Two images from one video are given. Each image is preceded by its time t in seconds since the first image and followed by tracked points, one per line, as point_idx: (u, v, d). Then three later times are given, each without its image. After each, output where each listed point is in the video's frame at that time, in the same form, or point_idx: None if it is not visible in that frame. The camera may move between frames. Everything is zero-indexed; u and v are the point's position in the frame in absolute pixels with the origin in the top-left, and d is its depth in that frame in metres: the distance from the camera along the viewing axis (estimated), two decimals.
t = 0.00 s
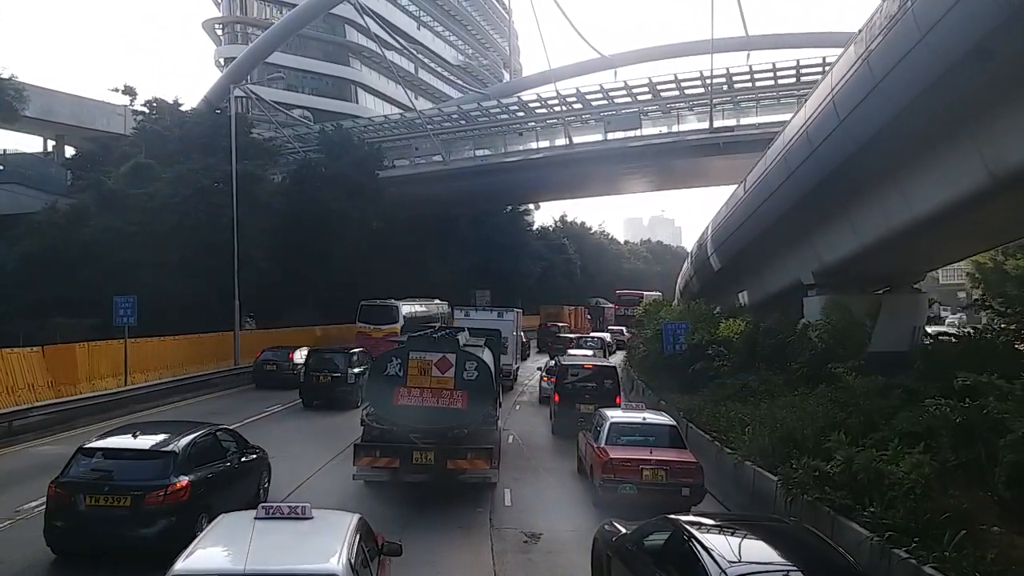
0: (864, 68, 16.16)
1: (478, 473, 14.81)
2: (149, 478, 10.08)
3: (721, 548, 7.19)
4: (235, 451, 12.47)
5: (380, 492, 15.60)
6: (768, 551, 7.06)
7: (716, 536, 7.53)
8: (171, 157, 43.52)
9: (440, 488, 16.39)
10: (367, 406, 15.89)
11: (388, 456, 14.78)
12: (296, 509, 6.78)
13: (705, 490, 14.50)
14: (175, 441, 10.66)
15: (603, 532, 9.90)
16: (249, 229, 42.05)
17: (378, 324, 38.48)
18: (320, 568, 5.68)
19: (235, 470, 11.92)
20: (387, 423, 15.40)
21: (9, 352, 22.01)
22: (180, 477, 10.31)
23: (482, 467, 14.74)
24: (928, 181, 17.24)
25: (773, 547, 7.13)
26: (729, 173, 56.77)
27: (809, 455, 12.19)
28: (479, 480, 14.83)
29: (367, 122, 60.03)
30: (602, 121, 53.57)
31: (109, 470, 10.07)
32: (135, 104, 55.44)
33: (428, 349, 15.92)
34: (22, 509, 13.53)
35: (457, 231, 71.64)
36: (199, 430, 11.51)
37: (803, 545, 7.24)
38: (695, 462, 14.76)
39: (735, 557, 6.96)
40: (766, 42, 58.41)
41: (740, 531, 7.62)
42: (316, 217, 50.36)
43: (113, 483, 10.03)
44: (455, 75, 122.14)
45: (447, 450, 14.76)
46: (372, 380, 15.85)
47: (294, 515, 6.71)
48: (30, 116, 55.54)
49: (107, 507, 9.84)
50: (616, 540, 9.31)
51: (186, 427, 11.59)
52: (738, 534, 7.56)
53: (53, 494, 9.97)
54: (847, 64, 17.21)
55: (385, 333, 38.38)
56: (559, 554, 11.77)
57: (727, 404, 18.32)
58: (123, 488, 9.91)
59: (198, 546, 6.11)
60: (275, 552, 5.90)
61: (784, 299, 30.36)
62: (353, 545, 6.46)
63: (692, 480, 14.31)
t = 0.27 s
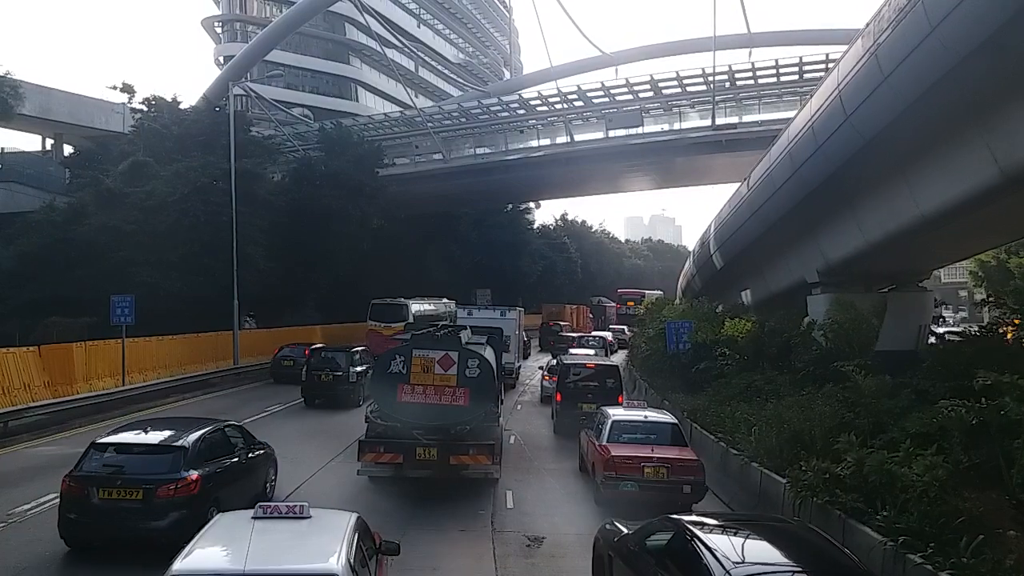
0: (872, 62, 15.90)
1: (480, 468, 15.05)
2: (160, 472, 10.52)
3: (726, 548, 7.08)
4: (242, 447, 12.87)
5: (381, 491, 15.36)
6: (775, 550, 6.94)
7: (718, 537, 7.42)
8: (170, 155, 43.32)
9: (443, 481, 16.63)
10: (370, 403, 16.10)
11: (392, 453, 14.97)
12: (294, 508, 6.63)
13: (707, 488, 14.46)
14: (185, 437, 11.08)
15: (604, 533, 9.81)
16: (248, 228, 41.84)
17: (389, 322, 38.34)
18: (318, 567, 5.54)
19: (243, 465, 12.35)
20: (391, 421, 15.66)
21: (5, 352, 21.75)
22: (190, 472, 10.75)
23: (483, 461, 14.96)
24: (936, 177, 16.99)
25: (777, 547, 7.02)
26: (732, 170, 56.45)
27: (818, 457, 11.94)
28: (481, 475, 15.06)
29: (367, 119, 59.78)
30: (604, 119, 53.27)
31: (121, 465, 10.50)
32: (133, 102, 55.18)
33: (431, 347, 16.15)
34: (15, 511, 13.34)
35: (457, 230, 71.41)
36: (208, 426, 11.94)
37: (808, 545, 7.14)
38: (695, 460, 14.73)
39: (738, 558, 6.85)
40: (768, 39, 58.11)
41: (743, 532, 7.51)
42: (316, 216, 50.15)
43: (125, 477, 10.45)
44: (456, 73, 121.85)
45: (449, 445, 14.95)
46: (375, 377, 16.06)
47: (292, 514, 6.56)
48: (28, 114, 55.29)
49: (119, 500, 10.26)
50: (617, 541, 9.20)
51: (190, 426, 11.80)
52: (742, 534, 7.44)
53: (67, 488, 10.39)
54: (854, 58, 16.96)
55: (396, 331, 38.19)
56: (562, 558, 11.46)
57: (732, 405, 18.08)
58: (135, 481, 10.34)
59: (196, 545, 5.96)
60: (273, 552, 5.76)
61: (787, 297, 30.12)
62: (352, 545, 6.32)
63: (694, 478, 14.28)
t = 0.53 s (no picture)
0: (879, 57, 15.69)
1: (483, 463, 15.44)
2: (172, 465, 10.76)
3: (728, 548, 6.96)
4: (253, 443, 13.10)
5: (381, 492, 15.17)
6: (780, 549, 6.81)
7: (721, 536, 7.29)
8: (169, 153, 43.17)
9: (445, 479, 16.74)
10: (376, 399, 16.48)
11: (397, 448, 15.34)
12: (295, 506, 6.51)
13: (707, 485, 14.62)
14: (196, 432, 11.33)
15: (604, 533, 9.66)
16: (248, 226, 41.69)
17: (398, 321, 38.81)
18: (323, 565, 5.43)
19: (253, 459, 12.59)
20: (396, 416, 16.01)
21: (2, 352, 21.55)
22: (202, 465, 10.99)
23: (486, 457, 15.35)
24: (944, 173, 16.76)
25: (782, 545, 6.88)
26: (734, 168, 56.17)
27: (826, 460, 11.71)
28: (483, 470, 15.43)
29: (367, 118, 59.59)
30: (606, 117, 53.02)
31: (135, 458, 10.79)
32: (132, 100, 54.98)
33: (435, 344, 16.51)
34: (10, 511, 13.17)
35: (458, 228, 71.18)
36: (218, 421, 12.16)
37: (812, 543, 7.01)
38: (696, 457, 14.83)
39: (742, 557, 6.71)
40: (771, 36, 57.83)
41: (744, 532, 7.36)
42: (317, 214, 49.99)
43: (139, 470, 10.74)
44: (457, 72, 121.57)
45: (452, 441, 15.35)
46: (381, 373, 16.43)
47: (292, 512, 6.45)
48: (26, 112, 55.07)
49: (134, 493, 10.54)
50: (619, 541, 9.03)
51: (201, 421, 12.02)
52: (744, 534, 7.30)
53: (83, 481, 10.68)
54: (861, 53, 16.73)
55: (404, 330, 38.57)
56: (566, 562, 11.21)
57: (737, 405, 17.86)
58: (148, 474, 10.61)
59: (195, 543, 5.82)
60: (277, 550, 5.64)
61: (791, 296, 29.90)
62: (353, 542, 6.21)
63: (694, 474, 14.40)
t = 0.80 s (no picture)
0: (886, 55, 15.51)
1: (485, 459, 15.78)
2: (183, 461, 11.03)
3: (730, 548, 6.82)
4: (261, 439, 13.35)
5: (381, 493, 15.01)
6: (782, 549, 6.67)
7: (722, 536, 7.16)
8: (169, 153, 43.05)
9: (444, 480, 16.59)
10: (380, 397, 16.86)
11: (401, 445, 15.73)
12: (297, 502, 6.50)
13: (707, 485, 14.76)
14: (206, 429, 11.62)
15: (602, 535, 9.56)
16: (248, 226, 41.57)
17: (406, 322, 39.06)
18: (328, 561, 5.51)
19: (262, 455, 12.87)
20: (401, 414, 16.45)
21: None
22: (212, 460, 11.28)
23: (488, 453, 15.76)
24: (950, 173, 16.58)
25: (784, 547, 6.74)
26: (736, 168, 55.95)
27: (835, 464, 11.51)
28: (486, 466, 15.78)
29: (368, 118, 59.46)
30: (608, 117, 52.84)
31: (148, 454, 11.07)
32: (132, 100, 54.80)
33: (438, 344, 16.93)
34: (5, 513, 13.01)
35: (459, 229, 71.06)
36: (228, 418, 12.44)
37: (815, 545, 6.87)
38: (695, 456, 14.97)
39: (743, 559, 6.56)
40: (774, 36, 57.68)
41: (746, 533, 7.21)
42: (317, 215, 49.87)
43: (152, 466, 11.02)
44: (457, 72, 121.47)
45: (455, 438, 15.75)
46: (386, 372, 16.82)
47: (293, 509, 6.45)
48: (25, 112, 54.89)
49: (146, 488, 10.80)
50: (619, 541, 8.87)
51: (208, 421, 12.16)
52: (745, 534, 7.16)
53: (96, 475, 10.95)
54: (867, 51, 16.55)
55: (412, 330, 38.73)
56: (571, 568, 10.92)
57: (741, 407, 17.66)
58: (160, 470, 10.87)
59: (199, 539, 5.86)
60: (280, 545, 5.70)
61: (794, 297, 29.73)
62: (354, 539, 6.20)
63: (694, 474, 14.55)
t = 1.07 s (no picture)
0: (891, 54, 15.36)
1: (487, 456, 16.09)
2: (194, 458, 11.37)
3: (729, 547, 6.74)
4: (270, 436, 13.68)
5: (381, 493, 14.90)
6: (782, 551, 6.58)
7: (723, 536, 7.04)
8: (169, 154, 42.98)
9: (445, 480, 16.46)
10: (385, 397, 17.06)
11: (405, 442, 16.06)
12: (297, 497, 7.05)
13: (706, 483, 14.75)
14: (216, 427, 11.94)
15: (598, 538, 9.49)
16: (249, 227, 41.48)
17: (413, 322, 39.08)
18: (329, 549, 6.02)
19: (271, 452, 13.15)
20: (405, 414, 16.64)
21: None
22: (222, 458, 11.56)
23: (490, 451, 16.04)
24: (956, 173, 16.42)
25: (785, 549, 6.63)
26: (738, 169, 55.80)
27: (842, 467, 11.34)
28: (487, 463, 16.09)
29: (368, 118, 59.36)
30: (609, 118, 52.70)
31: (159, 451, 11.42)
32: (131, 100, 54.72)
33: (441, 344, 16.95)
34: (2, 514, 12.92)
35: (460, 230, 70.94)
36: (237, 416, 12.75)
37: (816, 546, 6.78)
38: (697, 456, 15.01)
39: (744, 560, 6.46)
40: (776, 37, 57.53)
41: (747, 534, 7.09)
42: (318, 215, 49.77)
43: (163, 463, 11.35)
44: (458, 73, 121.39)
45: (457, 435, 16.03)
46: (390, 372, 16.96)
47: (293, 503, 6.99)
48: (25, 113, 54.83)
49: (158, 483, 11.15)
50: (618, 541, 8.75)
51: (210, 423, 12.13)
52: (743, 534, 7.07)
53: (111, 471, 11.33)
54: (871, 51, 16.41)
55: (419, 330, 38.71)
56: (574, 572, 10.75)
57: (745, 410, 17.49)
58: (172, 466, 11.22)
59: (205, 531, 6.32)
60: (284, 535, 6.19)
61: (797, 298, 29.58)
62: (351, 527, 6.74)
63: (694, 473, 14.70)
